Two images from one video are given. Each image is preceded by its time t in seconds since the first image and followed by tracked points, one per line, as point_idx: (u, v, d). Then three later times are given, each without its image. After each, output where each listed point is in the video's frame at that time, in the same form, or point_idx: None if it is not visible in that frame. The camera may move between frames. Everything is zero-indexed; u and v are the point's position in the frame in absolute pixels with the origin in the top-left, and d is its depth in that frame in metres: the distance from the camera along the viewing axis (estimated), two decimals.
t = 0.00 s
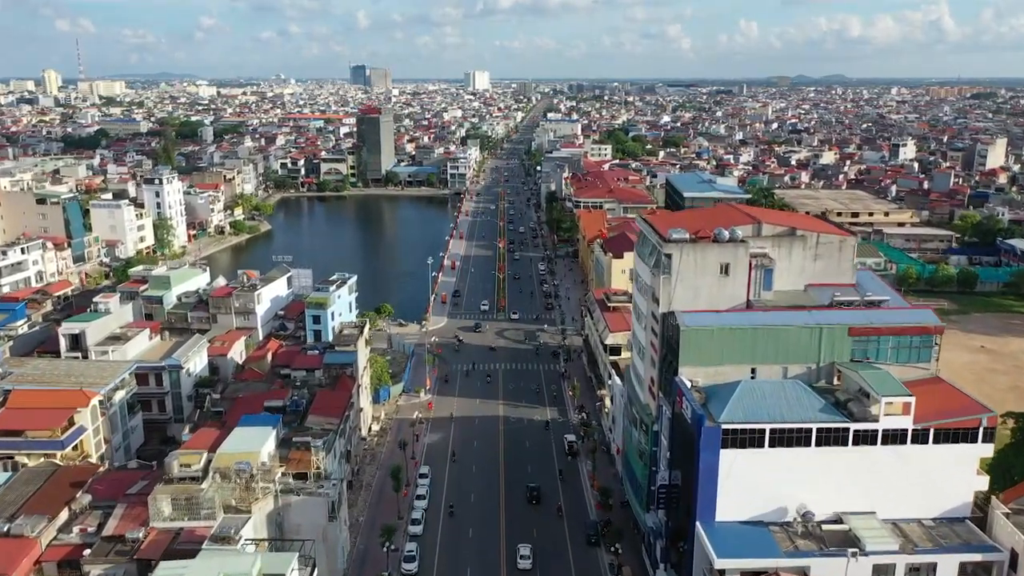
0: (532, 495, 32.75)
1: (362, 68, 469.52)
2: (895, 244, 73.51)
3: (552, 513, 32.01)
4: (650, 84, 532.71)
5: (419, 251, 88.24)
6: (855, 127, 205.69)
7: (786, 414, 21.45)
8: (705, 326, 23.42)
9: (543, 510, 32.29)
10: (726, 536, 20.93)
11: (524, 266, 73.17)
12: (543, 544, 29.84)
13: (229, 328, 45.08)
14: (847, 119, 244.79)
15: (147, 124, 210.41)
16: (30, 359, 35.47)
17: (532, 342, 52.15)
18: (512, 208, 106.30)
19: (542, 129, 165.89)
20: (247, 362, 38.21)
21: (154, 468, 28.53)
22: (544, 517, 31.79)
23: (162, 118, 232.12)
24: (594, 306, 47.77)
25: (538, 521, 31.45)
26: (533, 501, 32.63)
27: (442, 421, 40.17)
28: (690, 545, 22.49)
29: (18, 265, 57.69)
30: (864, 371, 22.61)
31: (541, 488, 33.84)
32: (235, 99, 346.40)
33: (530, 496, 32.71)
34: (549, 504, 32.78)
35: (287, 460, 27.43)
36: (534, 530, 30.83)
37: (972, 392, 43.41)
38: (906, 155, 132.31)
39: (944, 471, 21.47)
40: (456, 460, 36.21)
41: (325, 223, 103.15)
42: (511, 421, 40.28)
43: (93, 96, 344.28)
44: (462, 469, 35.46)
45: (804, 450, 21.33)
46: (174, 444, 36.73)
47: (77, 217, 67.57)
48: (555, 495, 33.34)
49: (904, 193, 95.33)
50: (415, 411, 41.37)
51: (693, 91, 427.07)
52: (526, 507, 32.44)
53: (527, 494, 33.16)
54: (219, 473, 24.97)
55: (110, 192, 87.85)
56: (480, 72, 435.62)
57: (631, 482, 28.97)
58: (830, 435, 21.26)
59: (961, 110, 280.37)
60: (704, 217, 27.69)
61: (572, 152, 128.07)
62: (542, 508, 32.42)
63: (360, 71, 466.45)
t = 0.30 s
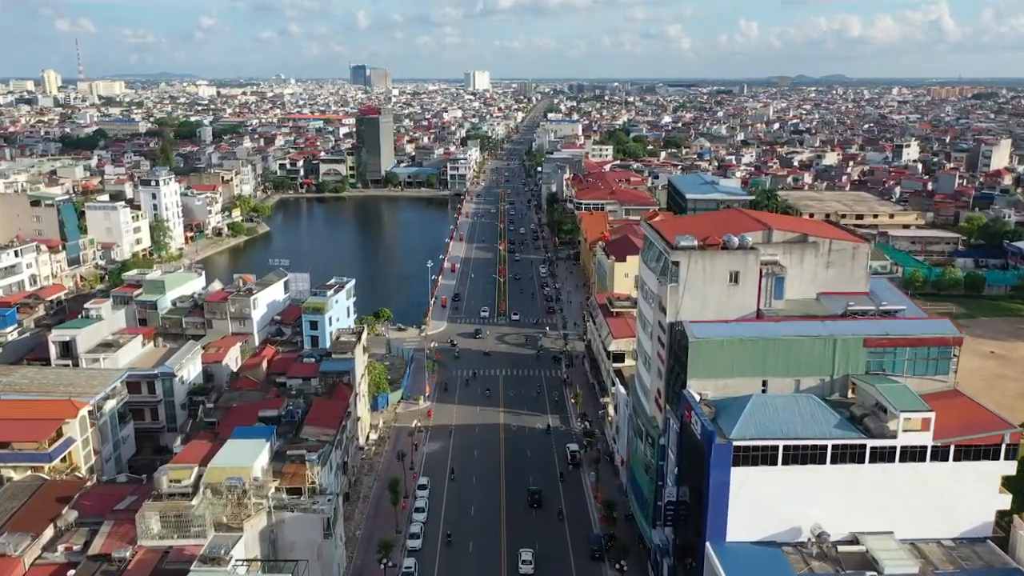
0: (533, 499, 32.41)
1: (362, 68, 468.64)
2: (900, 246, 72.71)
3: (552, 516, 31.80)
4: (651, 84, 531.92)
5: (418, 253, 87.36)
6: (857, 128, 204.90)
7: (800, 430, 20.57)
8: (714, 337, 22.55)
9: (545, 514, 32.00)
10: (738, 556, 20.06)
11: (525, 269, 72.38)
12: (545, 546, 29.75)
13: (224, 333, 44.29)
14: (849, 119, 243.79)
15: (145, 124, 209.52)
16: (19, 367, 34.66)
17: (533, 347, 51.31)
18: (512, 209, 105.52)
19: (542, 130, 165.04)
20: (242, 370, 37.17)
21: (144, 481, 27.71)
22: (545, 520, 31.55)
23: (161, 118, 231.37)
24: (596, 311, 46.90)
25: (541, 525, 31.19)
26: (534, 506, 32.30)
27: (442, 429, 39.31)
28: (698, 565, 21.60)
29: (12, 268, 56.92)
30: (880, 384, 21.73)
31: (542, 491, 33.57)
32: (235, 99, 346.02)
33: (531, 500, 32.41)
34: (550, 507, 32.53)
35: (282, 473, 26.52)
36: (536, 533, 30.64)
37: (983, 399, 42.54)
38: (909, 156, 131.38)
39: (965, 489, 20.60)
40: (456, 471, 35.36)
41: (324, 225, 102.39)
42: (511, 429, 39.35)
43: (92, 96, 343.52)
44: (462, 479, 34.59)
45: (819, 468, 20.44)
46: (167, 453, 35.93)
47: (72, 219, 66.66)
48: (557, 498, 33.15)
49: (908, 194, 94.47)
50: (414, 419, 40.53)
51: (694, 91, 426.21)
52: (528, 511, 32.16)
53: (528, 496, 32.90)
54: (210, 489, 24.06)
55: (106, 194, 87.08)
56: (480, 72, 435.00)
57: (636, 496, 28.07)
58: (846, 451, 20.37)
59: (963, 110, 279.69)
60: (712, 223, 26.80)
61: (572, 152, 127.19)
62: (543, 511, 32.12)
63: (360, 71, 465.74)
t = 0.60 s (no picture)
0: (534, 502, 32.20)
1: (362, 67, 467.78)
2: (906, 249, 71.87)
3: (553, 520, 31.52)
4: (652, 84, 531.09)
5: (418, 255, 86.41)
6: (859, 128, 204.10)
7: (815, 447, 19.67)
8: (724, 348, 21.66)
9: (546, 517, 31.78)
10: None
11: (526, 271, 71.48)
12: (548, 547, 29.69)
13: (219, 339, 43.43)
14: (850, 119, 242.90)
15: (144, 124, 208.61)
16: (8, 375, 33.77)
17: (535, 352, 50.46)
18: (513, 210, 104.63)
19: (543, 130, 164.19)
20: (237, 378, 36.03)
21: (134, 496, 26.84)
22: (546, 523, 31.33)
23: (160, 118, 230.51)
24: (599, 316, 45.98)
25: (543, 528, 30.96)
26: (536, 508, 32.06)
27: (441, 438, 38.40)
28: None
29: (5, 272, 56.02)
30: (897, 398, 20.84)
31: (544, 494, 33.37)
32: (234, 99, 345.61)
33: (533, 502, 32.16)
34: (552, 510, 32.31)
35: (275, 488, 25.66)
36: (537, 537, 30.34)
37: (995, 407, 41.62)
38: (912, 156, 130.45)
39: (989, 508, 19.68)
40: (456, 482, 34.44)
41: (324, 226, 101.58)
42: (513, 438, 38.44)
43: (91, 96, 342.75)
44: (462, 491, 33.67)
45: (836, 487, 19.55)
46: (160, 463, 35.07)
47: (67, 222, 65.73)
48: (558, 500, 32.93)
49: (912, 196, 93.58)
50: (412, 428, 39.62)
51: (694, 90, 425.36)
52: (529, 515, 31.87)
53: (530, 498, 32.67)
54: (200, 505, 23.18)
55: (102, 195, 86.15)
56: (481, 72, 434.28)
57: (642, 511, 27.15)
58: (864, 470, 19.48)
59: (964, 110, 279.06)
60: (721, 228, 25.92)
61: (573, 153, 126.25)
62: (545, 515, 31.86)
63: (360, 70, 464.86)
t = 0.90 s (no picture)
0: (536, 505, 31.99)
1: (362, 67, 466.89)
2: (912, 251, 70.87)
3: (554, 524, 31.28)
4: (652, 84, 530.05)
5: (418, 257, 85.43)
6: (861, 129, 203.30)
7: (830, 466, 18.79)
8: (735, 361, 20.79)
9: (546, 520, 31.62)
10: None
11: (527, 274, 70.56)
12: (549, 552, 29.43)
13: (214, 345, 42.56)
14: (852, 120, 241.86)
15: (143, 124, 207.63)
16: None
17: (536, 358, 49.53)
18: (513, 212, 103.73)
19: (543, 130, 163.29)
20: (231, 386, 35.04)
21: (122, 512, 25.96)
22: (546, 526, 31.13)
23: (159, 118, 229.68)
24: (601, 322, 45.05)
25: (543, 532, 30.71)
26: (537, 511, 31.86)
27: (441, 447, 37.50)
28: None
29: None
30: (916, 413, 19.95)
31: (545, 497, 33.16)
32: (234, 99, 345.27)
33: (534, 505, 31.98)
34: (553, 513, 32.11)
35: (268, 504, 24.77)
36: (538, 543, 30.01)
37: (1007, 414, 40.62)
38: (916, 157, 129.42)
39: (1013, 530, 18.78)
40: (455, 493, 33.52)
41: (323, 228, 100.73)
42: (513, 448, 37.53)
43: (90, 96, 342.29)
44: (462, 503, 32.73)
45: (852, 508, 18.66)
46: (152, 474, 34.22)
47: (61, 224, 64.78)
48: (560, 504, 32.72)
49: (916, 197, 92.59)
50: (411, 436, 38.71)
51: (695, 90, 424.53)
52: (530, 518, 31.69)
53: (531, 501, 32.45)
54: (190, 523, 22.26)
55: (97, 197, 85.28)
56: (481, 72, 433.53)
57: (648, 527, 26.20)
58: (882, 489, 18.59)
59: (966, 110, 278.46)
60: (730, 235, 25.06)
61: (574, 153, 125.33)
62: (545, 518, 31.66)
63: (360, 71, 464.19)
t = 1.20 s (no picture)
0: (538, 507, 31.70)
1: (362, 67, 466.06)
2: (918, 254, 70.00)
3: (555, 528, 31.00)
4: (653, 84, 529.25)
5: (418, 259, 84.49)
6: (863, 129, 202.44)
7: (849, 487, 17.88)
8: (747, 375, 19.89)
9: (548, 523, 31.34)
10: None
11: (528, 277, 69.70)
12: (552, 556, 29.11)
13: (209, 351, 41.74)
14: (854, 120, 241.03)
15: (142, 124, 206.84)
16: None
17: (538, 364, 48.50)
18: (514, 213, 102.88)
19: (544, 131, 162.41)
20: (225, 395, 34.16)
21: (110, 528, 25.06)
22: (547, 530, 30.84)
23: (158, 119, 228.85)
24: (605, 327, 44.16)
25: (544, 537, 30.38)
26: (538, 514, 31.53)
27: (440, 457, 36.62)
28: None
29: None
30: (937, 430, 19.04)
31: (547, 500, 32.85)
32: (233, 100, 344.86)
33: (535, 508, 31.66)
34: (555, 516, 31.85)
35: (261, 521, 23.80)
36: (540, 548, 29.63)
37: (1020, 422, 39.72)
38: (919, 158, 128.53)
39: None
40: (455, 505, 32.65)
41: (322, 229, 99.87)
42: (515, 457, 36.67)
43: (90, 96, 341.76)
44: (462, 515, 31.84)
45: (872, 530, 17.77)
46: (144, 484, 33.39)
47: (56, 226, 63.97)
48: (562, 507, 32.48)
49: (921, 199, 91.70)
50: (410, 445, 37.85)
51: (695, 90, 423.63)
52: (531, 521, 31.41)
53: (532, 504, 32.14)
54: (179, 542, 21.29)
55: (94, 198, 84.46)
56: (481, 72, 432.90)
57: (655, 543, 25.35)
58: (903, 511, 17.69)
59: (968, 109, 277.67)
60: (740, 242, 24.19)
61: (575, 154, 124.42)
62: (548, 522, 31.36)
63: (360, 71, 463.30)
